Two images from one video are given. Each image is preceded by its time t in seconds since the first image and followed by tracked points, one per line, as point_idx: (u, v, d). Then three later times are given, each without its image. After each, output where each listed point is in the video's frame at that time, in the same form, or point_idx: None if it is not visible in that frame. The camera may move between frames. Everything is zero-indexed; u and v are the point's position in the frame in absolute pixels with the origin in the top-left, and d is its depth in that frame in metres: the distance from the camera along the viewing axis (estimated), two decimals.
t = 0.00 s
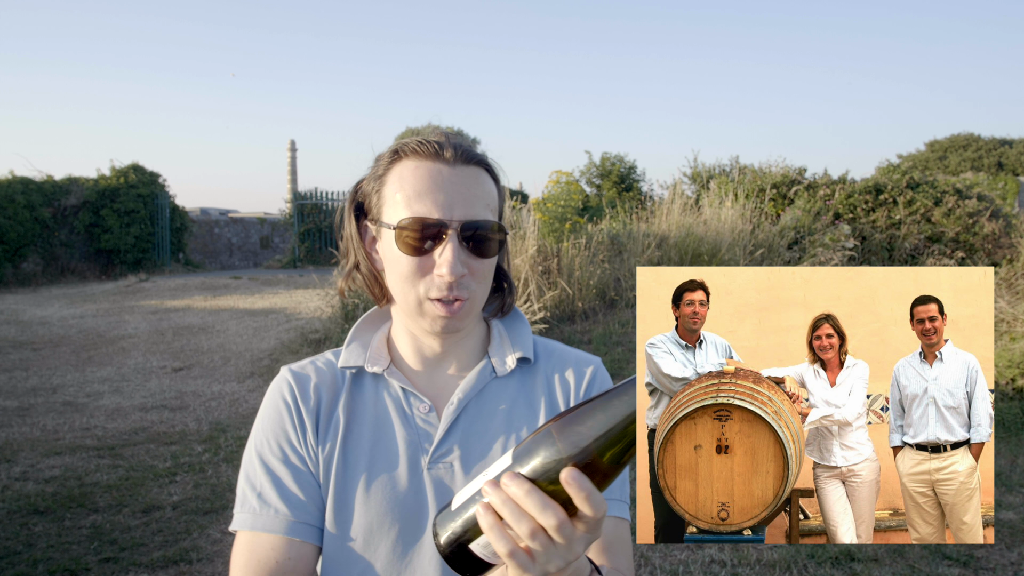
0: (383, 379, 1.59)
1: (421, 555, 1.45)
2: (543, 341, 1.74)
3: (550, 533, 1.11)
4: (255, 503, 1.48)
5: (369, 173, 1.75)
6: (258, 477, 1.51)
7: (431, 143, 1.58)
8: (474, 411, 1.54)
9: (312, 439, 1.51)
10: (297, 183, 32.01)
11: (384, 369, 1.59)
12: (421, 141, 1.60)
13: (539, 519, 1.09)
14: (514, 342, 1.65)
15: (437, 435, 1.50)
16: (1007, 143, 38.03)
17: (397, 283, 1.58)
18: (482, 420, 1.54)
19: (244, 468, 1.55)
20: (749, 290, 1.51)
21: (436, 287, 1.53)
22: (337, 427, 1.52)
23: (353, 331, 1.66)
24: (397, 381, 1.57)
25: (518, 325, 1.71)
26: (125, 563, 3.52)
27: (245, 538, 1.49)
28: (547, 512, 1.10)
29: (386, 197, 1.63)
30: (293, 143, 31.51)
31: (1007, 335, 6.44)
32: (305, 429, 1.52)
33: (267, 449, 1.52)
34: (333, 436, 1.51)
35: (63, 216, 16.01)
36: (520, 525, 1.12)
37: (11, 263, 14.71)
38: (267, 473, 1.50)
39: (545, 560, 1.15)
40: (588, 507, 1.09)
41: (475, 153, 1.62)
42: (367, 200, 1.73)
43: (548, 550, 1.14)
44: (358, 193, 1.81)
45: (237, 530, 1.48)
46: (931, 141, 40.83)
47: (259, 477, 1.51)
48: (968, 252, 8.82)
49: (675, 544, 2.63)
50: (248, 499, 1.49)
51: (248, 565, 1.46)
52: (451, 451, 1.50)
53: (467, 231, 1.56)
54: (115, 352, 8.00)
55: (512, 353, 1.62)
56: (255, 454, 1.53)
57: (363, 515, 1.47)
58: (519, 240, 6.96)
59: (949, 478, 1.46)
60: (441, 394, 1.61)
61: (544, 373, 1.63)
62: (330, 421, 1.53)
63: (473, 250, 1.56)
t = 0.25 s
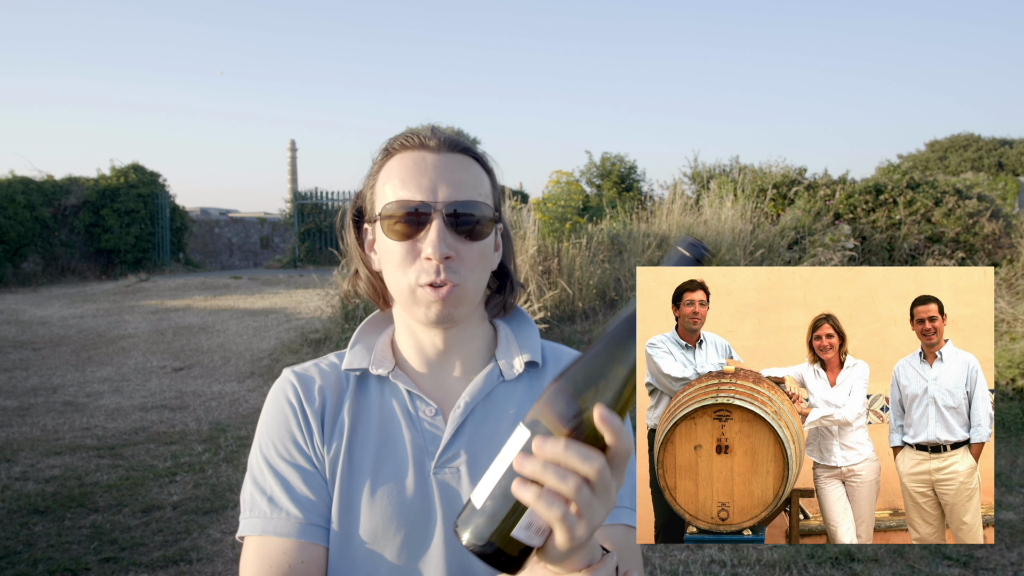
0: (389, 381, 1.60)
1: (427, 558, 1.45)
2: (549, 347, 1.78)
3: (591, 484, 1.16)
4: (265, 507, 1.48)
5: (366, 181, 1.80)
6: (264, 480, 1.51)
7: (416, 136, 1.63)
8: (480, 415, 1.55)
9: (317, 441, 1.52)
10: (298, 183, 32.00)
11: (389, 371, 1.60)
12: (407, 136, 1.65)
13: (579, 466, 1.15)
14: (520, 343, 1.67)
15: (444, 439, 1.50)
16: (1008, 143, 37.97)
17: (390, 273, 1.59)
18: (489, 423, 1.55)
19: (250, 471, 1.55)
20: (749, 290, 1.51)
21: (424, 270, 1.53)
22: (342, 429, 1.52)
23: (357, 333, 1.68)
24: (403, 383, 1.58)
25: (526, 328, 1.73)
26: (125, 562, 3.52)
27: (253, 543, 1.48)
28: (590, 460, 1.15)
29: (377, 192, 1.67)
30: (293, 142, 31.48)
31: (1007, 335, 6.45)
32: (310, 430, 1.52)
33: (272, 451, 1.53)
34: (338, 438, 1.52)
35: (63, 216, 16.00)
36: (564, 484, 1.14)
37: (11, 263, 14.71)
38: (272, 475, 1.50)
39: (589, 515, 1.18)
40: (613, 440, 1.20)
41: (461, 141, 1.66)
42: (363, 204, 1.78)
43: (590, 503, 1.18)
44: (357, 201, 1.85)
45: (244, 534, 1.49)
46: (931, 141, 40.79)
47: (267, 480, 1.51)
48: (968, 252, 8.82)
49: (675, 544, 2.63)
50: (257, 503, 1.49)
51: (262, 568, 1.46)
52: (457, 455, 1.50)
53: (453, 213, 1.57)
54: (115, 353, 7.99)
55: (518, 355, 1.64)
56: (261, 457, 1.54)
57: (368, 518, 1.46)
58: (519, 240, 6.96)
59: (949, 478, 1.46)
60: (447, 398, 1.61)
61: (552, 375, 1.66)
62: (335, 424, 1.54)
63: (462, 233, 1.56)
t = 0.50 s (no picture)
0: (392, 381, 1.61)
1: (432, 559, 1.45)
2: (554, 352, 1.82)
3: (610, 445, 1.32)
4: (255, 510, 1.49)
5: (371, 180, 1.82)
6: (258, 485, 1.51)
7: (422, 136, 1.64)
8: (486, 416, 1.56)
9: (317, 445, 1.52)
10: (298, 182, 31.99)
11: (392, 371, 1.60)
12: (413, 136, 1.66)
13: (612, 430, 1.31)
14: (527, 349, 1.69)
15: (449, 440, 1.51)
16: (1008, 143, 37.99)
17: (398, 273, 1.59)
18: (494, 424, 1.56)
19: (245, 474, 1.55)
20: (749, 290, 1.51)
21: (435, 271, 1.54)
22: (342, 431, 1.52)
23: (361, 333, 1.69)
24: (407, 383, 1.58)
25: (532, 332, 1.76)
26: (125, 562, 3.52)
27: (246, 548, 1.49)
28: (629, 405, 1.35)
29: (383, 193, 1.67)
30: (293, 142, 31.46)
31: (1007, 336, 6.45)
32: (309, 433, 1.52)
33: (268, 455, 1.53)
34: (337, 440, 1.52)
35: (63, 216, 16.00)
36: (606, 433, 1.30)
37: (11, 263, 14.72)
38: (267, 480, 1.50)
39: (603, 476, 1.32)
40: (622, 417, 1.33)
41: (468, 142, 1.66)
42: (369, 205, 1.78)
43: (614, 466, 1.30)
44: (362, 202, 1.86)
45: (235, 538, 1.49)
46: (931, 141, 40.80)
47: (261, 484, 1.51)
48: (968, 252, 8.82)
49: (674, 544, 2.63)
50: (248, 507, 1.50)
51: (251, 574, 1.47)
52: (463, 456, 1.50)
53: (462, 216, 1.58)
54: (115, 352, 7.99)
55: (525, 359, 1.66)
56: (257, 461, 1.54)
57: (371, 519, 1.46)
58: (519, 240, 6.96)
59: (949, 478, 1.45)
60: (452, 398, 1.64)
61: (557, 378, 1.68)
62: (335, 426, 1.54)
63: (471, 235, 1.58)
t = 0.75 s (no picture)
0: (392, 383, 1.61)
1: (434, 560, 1.46)
2: (553, 353, 1.79)
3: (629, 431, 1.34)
4: (261, 516, 1.48)
5: (372, 181, 1.81)
6: (262, 490, 1.51)
7: (435, 142, 1.63)
8: (487, 417, 1.56)
9: (318, 447, 1.51)
10: (297, 183, 32.02)
11: (393, 374, 1.61)
12: (425, 141, 1.65)
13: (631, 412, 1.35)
14: (527, 352, 1.69)
15: (450, 441, 1.52)
16: (1008, 143, 37.97)
17: (408, 281, 1.60)
18: (494, 425, 1.56)
19: (248, 480, 1.55)
20: (749, 290, 1.52)
21: (449, 282, 1.56)
22: (344, 434, 1.52)
23: (361, 335, 1.69)
24: (407, 387, 1.59)
25: (531, 335, 1.74)
26: (125, 562, 3.52)
27: (252, 553, 1.48)
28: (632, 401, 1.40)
29: (391, 199, 1.66)
30: (293, 142, 31.45)
31: (1007, 336, 6.45)
32: (310, 437, 1.52)
33: (271, 460, 1.52)
34: (339, 444, 1.51)
35: (63, 216, 16.00)
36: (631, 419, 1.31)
37: (11, 263, 14.72)
38: (271, 484, 1.50)
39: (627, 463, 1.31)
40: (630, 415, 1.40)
41: (479, 151, 1.67)
42: (371, 207, 1.77)
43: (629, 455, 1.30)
44: (361, 201, 1.85)
45: (242, 544, 1.48)
46: (931, 141, 40.80)
47: (265, 489, 1.50)
48: (968, 252, 8.81)
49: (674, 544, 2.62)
50: (253, 512, 1.49)
51: None
52: (464, 458, 1.51)
53: (476, 226, 1.59)
54: (115, 352, 7.99)
55: (527, 362, 1.66)
56: (259, 466, 1.53)
57: (372, 522, 1.46)
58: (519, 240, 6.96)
59: (949, 478, 1.45)
60: (452, 401, 1.64)
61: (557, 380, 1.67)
62: (336, 430, 1.53)
63: (484, 245, 1.60)
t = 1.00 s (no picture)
0: (394, 381, 1.61)
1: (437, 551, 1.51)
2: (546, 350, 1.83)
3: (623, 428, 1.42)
4: (276, 506, 1.46)
5: (382, 177, 1.81)
6: (274, 479, 1.50)
7: (450, 142, 1.63)
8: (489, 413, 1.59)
9: (328, 440, 1.52)
10: (298, 182, 32.03)
11: (395, 371, 1.60)
12: (439, 141, 1.66)
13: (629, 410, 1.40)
14: (524, 350, 1.74)
15: (454, 438, 1.54)
16: (1008, 143, 37.94)
17: (418, 280, 1.60)
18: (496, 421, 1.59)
19: (258, 473, 1.53)
20: (749, 290, 1.51)
21: (459, 282, 1.56)
22: (353, 428, 1.53)
23: (361, 333, 1.68)
24: (410, 384, 1.59)
25: (527, 334, 1.79)
26: (125, 562, 3.52)
27: (264, 543, 1.46)
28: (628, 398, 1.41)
29: (403, 196, 1.66)
30: (293, 142, 31.44)
31: (1007, 336, 6.45)
32: (321, 430, 1.52)
33: (281, 450, 1.51)
34: (349, 436, 1.52)
35: (63, 216, 16.00)
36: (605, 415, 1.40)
37: (11, 263, 14.73)
38: (284, 473, 1.49)
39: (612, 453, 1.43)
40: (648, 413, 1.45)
41: (492, 154, 1.68)
42: (380, 203, 1.77)
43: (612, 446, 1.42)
44: (370, 197, 1.85)
45: (254, 534, 1.46)
46: (931, 141, 40.78)
47: (278, 480, 1.49)
48: (968, 252, 8.80)
49: (674, 544, 2.62)
50: (268, 503, 1.47)
51: (278, 568, 1.44)
52: (467, 453, 1.54)
53: (487, 228, 1.60)
54: (115, 352, 7.99)
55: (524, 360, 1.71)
56: (269, 458, 1.52)
57: (381, 514, 1.49)
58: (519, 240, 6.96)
59: (949, 478, 1.46)
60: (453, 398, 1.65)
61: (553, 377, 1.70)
62: (344, 421, 1.54)
63: (493, 247, 1.61)
